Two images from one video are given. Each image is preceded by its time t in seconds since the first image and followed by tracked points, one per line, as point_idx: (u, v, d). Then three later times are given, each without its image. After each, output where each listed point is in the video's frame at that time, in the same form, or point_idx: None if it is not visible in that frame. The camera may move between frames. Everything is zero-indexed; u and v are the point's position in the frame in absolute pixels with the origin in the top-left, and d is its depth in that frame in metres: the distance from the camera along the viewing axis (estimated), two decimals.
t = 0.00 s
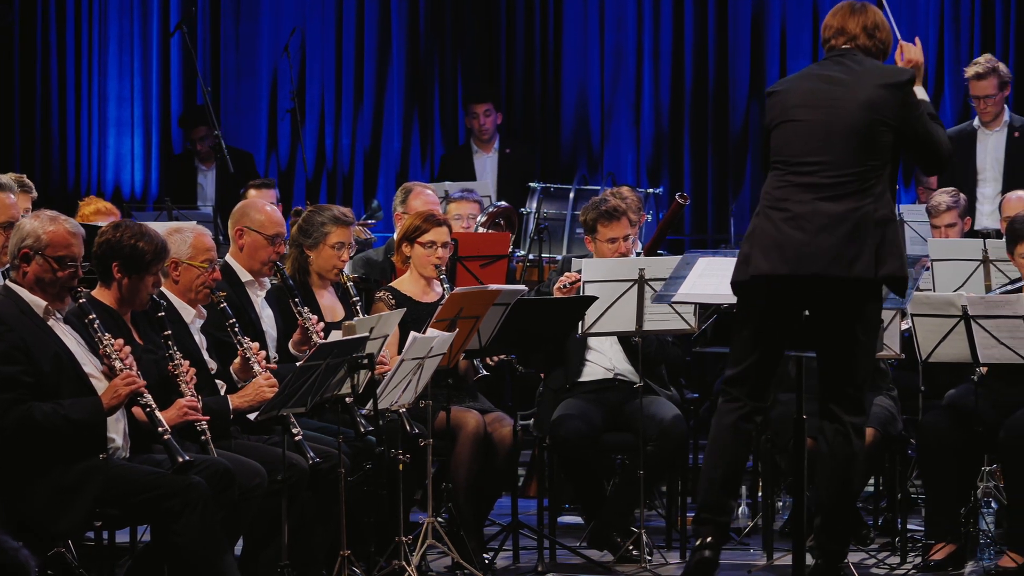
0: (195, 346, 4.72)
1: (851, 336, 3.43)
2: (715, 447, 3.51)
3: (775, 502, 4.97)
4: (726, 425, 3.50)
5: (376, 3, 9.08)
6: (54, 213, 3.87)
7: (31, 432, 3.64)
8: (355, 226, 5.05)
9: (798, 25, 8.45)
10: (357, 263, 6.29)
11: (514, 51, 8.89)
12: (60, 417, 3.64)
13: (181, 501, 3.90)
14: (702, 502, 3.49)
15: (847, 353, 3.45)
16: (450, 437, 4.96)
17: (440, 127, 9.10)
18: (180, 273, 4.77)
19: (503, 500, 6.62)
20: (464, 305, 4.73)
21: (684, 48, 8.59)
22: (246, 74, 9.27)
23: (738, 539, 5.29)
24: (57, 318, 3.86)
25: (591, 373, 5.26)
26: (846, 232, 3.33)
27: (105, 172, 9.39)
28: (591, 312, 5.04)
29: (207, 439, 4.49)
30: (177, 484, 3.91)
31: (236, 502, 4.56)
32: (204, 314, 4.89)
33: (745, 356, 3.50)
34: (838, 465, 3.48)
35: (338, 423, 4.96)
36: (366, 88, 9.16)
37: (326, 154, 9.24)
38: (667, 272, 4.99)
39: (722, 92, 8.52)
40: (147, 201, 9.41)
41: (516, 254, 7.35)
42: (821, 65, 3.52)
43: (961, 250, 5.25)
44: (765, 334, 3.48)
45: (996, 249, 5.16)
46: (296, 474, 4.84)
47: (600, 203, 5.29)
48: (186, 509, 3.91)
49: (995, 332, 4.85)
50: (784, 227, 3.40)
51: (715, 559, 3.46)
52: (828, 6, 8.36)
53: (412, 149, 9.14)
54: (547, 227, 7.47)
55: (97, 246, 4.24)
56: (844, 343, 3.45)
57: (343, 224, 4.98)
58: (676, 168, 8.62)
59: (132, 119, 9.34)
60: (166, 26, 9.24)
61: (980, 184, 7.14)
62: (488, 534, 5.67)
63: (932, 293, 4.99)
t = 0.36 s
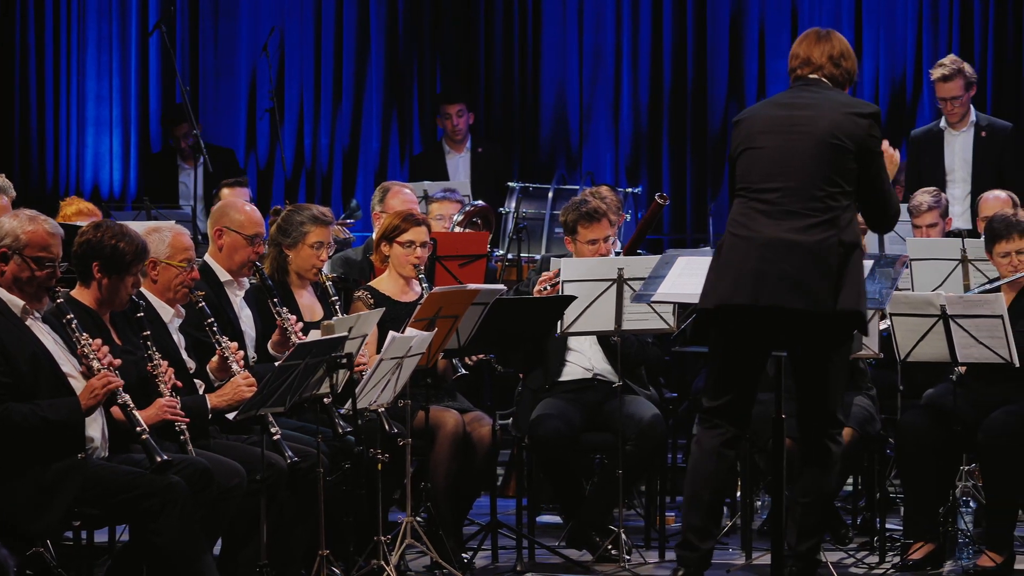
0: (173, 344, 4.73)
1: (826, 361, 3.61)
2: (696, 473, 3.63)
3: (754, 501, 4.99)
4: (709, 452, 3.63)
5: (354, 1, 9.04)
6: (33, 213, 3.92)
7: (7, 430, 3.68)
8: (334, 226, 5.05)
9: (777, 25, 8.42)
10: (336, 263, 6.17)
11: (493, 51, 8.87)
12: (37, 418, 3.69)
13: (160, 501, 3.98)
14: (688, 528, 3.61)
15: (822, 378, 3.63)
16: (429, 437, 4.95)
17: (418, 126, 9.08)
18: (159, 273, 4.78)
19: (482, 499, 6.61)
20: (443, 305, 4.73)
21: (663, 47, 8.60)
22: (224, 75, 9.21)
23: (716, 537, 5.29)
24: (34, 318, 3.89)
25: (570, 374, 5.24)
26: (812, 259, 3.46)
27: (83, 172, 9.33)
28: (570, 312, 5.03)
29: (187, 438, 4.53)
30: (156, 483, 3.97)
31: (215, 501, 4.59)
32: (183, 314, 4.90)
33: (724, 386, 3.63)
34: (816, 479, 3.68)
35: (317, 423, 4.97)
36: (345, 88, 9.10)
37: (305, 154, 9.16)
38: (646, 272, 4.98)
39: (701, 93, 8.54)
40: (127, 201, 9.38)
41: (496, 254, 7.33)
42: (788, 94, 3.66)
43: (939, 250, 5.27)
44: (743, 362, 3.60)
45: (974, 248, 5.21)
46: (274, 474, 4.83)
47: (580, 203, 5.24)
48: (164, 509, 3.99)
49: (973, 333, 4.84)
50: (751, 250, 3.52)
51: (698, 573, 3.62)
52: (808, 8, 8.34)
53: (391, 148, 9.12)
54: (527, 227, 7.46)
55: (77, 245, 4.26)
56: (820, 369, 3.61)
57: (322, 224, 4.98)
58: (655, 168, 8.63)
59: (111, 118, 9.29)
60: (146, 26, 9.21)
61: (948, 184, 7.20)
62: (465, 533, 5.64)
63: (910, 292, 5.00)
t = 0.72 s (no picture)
0: (150, 345, 4.73)
1: (782, 349, 3.43)
2: (637, 469, 3.44)
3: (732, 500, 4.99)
4: (653, 449, 3.43)
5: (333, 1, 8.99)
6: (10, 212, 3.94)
7: None
8: (312, 226, 5.04)
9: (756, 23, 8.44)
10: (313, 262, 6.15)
11: (471, 51, 8.81)
12: (14, 417, 3.77)
13: (138, 501, 4.05)
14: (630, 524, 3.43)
15: (777, 371, 3.45)
16: (407, 436, 4.96)
17: (397, 125, 9.02)
18: (136, 272, 4.78)
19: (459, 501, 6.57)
20: (421, 304, 4.74)
21: (642, 45, 8.61)
22: (202, 74, 9.16)
23: (693, 537, 5.28)
24: (12, 317, 3.94)
25: (548, 374, 5.25)
26: (759, 251, 3.32)
27: (61, 171, 9.27)
28: (548, 311, 5.02)
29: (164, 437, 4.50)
30: (134, 483, 4.04)
31: (192, 501, 4.59)
32: (161, 313, 4.93)
33: (670, 378, 3.45)
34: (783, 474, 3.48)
35: (295, 423, 4.98)
36: (323, 87, 9.08)
37: (282, 153, 9.12)
38: (623, 272, 4.99)
39: (678, 97, 8.58)
40: (103, 200, 9.31)
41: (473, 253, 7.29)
42: (734, 85, 3.52)
43: (917, 249, 5.25)
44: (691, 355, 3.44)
45: (951, 247, 5.21)
46: (252, 474, 4.85)
47: (559, 203, 5.22)
48: (142, 509, 4.06)
49: (951, 332, 4.86)
50: (702, 246, 3.37)
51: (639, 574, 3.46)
52: (787, 7, 8.38)
53: (369, 148, 9.06)
54: (505, 225, 7.43)
55: (54, 244, 4.26)
56: (775, 359, 3.44)
57: (300, 224, 4.98)
58: (633, 166, 8.65)
59: (89, 117, 9.25)
60: (124, 24, 9.16)
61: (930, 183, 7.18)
62: (443, 532, 5.61)
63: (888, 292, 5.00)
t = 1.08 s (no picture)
0: (128, 344, 4.74)
1: (721, 348, 3.34)
2: (597, 472, 3.44)
3: (709, 500, 4.99)
4: (606, 452, 3.44)
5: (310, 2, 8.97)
6: None
7: None
8: (290, 225, 5.04)
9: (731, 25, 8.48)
10: (290, 262, 6.08)
11: (448, 53, 8.84)
12: None
13: (115, 500, 4.07)
14: (595, 532, 3.43)
15: (715, 367, 3.35)
16: (384, 435, 4.95)
17: (374, 125, 9.00)
18: (113, 271, 4.78)
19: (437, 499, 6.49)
20: (398, 302, 4.74)
21: (619, 44, 8.65)
22: (180, 74, 9.13)
23: (671, 536, 5.29)
24: None
25: (525, 373, 5.23)
26: (691, 254, 3.26)
27: (39, 169, 9.34)
28: (525, 310, 5.02)
29: (141, 434, 4.54)
30: (112, 482, 4.06)
31: (170, 501, 4.58)
32: (138, 312, 4.92)
33: (610, 386, 3.42)
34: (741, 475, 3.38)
35: (272, 422, 4.98)
36: (301, 87, 9.05)
37: (260, 153, 9.09)
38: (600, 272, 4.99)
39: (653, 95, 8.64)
40: (82, 199, 9.35)
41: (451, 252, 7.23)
42: (662, 80, 3.40)
43: (894, 250, 5.26)
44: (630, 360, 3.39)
45: (929, 246, 5.22)
46: (229, 473, 4.87)
47: (536, 203, 5.24)
48: (119, 509, 4.07)
49: (928, 331, 4.86)
50: (626, 249, 3.31)
51: None
52: (764, 8, 8.38)
53: (346, 147, 9.04)
54: (482, 225, 7.40)
55: (29, 244, 4.28)
56: (714, 359, 3.34)
57: (278, 223, 4.97)
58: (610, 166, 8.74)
59: (67, 117, 9.28)
60: (101, 24, 9.16)
61: (906, 181, 7.18)
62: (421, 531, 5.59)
63: (865, 291, 5.00)
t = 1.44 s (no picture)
0: (104, 343, 4.73)
1: (663, 350, 3.39)
2: (558, 478, 3.49)
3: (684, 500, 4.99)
4: (565, 457, 3.49)
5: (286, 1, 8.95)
6: None
7: None
8: (266, 225, 5.04)
9: (708, 25, 8.48)
10: (266, 262, 6.06)
11: (425, 52, 8.84)
12: None
13: (91, 499, 4.09)
14: (564, 537, 3.49)
15: (657, 368, 3.40)
16: (361, 435, 4.95)
17: (350, 125, 8.98)
18: (89, 271, 4.78)
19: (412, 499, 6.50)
20: (374, 302, 4.74)
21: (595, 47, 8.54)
22: (156, 74, 9.13)
23: (647, 536, 5.29)
24: None
25: (501, 372, 5.22)
26: (630, 268, 3.30)
27: (15, 169, 9.32)
28: (502, 310, 5.01)
29: (118, 434, 4.54)
30: (87, 481, 4.08)
31: (146, 500, 4.57)
32: (114, 312, 4.92)
33: (556, 392, 3.48)
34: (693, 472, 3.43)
35: (248, 422, 4.97)
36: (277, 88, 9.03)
37: (236, 152, 9.08)
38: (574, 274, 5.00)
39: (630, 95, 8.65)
40: (57, 198, 9.34)
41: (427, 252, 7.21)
42: (589, 85, 3.44)
43: (870, 249, 5.25)
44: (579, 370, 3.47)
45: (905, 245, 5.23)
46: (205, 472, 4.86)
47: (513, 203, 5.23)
48: (95, 508, 4.10)
49: (904, 331, 4.85)
50: (565, 255, 3.33)
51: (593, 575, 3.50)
52: (740, 7, 8.43)
53: (322, 147, 9.03)
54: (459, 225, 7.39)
55: (5, 243, 4.27)
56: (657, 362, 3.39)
57: (254, 223, 4.96)
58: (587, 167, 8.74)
59: (43, 116, 9.28)
60: (77, 22, 9.15)
61: (860, 181, 7.33)
62: (399, 531, 5.58)
63: (841, 291, 5.00)
